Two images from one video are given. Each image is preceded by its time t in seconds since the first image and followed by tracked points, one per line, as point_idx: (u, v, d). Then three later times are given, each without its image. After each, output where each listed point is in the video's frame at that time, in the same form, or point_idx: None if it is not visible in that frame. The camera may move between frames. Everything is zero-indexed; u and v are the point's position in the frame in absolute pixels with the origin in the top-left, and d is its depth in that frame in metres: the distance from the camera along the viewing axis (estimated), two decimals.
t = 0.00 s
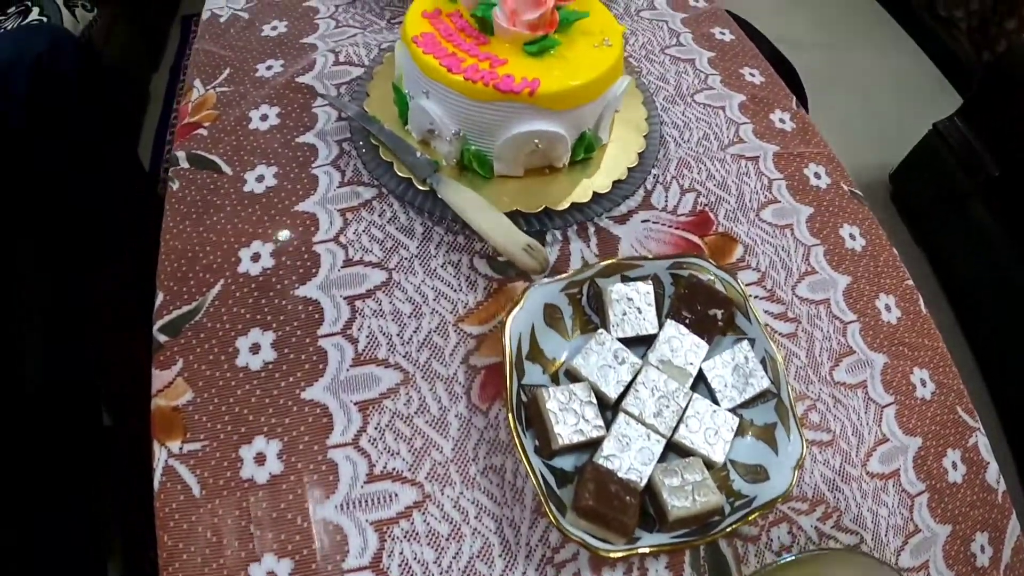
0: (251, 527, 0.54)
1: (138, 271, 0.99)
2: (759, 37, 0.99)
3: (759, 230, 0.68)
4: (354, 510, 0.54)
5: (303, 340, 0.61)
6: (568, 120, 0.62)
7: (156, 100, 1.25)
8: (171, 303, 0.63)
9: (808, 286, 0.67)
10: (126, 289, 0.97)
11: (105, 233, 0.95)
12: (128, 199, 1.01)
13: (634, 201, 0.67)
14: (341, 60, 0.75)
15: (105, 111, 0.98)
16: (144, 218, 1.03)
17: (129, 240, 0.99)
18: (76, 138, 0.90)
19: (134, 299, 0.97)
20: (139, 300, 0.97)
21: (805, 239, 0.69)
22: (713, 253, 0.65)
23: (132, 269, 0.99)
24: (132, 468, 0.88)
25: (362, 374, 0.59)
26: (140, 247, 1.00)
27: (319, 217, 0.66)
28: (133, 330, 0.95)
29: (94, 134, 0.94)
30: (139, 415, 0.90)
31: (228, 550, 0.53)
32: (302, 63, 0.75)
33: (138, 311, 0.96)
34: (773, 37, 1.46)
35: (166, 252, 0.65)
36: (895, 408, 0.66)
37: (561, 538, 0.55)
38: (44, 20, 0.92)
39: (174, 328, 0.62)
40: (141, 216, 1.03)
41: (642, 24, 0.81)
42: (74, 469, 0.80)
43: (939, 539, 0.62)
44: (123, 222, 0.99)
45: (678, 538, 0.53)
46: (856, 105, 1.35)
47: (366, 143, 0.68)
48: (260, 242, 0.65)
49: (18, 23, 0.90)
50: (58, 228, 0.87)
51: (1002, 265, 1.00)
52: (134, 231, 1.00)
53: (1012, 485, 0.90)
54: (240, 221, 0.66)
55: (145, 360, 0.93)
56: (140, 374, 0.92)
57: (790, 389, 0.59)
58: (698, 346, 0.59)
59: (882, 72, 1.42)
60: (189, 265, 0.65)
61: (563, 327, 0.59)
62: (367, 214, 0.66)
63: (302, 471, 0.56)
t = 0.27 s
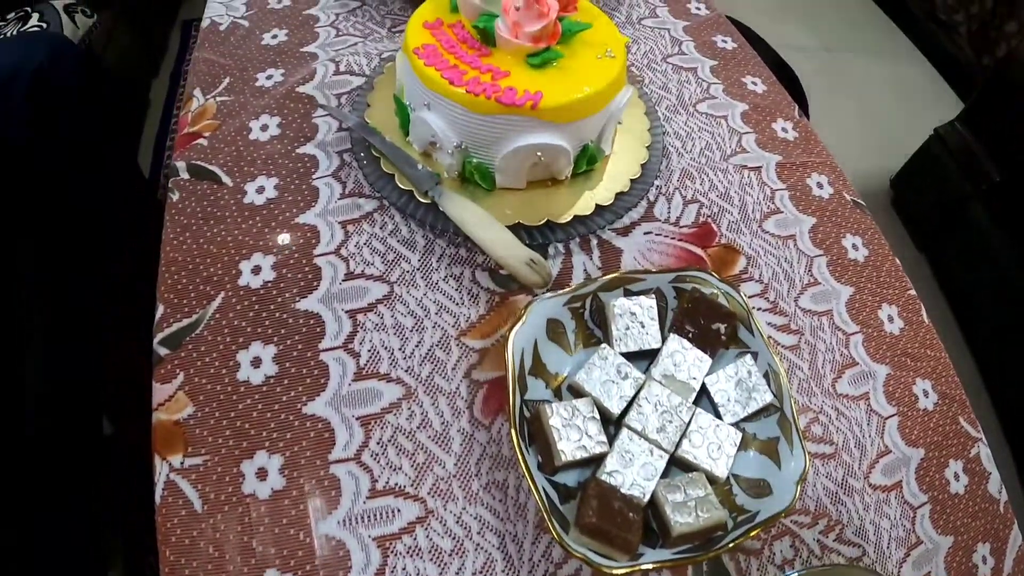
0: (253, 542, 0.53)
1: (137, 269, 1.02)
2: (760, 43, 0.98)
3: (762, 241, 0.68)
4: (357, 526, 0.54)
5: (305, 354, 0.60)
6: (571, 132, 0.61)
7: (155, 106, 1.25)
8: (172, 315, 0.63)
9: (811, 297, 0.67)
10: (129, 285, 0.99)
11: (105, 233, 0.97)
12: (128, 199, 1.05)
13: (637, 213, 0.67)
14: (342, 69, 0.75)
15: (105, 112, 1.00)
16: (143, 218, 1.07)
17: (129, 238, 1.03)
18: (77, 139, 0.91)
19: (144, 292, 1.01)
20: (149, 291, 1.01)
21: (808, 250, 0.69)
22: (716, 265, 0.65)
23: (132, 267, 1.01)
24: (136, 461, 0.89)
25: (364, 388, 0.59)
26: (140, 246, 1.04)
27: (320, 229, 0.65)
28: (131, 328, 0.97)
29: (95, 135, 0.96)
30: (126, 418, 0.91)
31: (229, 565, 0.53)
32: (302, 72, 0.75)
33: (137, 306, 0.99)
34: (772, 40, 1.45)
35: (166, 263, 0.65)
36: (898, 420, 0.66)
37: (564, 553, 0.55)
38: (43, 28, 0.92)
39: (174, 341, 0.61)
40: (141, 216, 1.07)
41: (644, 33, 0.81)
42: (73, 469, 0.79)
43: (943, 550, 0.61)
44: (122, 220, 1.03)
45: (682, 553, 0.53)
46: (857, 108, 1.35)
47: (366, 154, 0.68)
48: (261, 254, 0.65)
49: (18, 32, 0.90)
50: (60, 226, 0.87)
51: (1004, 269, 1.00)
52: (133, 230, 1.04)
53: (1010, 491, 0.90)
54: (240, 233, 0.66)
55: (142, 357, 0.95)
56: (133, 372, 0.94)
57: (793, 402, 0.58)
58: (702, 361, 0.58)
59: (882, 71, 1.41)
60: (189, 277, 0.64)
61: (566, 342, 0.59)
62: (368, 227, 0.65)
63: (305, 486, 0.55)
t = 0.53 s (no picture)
0: (256, 557, 0.53)
1: (137, 269, 1.03)
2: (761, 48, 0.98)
3: (765, 252, 0.68)
4: (360, 540, 0.54)
5: (307, 368, 0.60)
6: (574, 144, 0.61)
7: (156, 111, 1.25)
8: (172, 327, 0.62)
9: (814, 308, 0.67)
10: (129, 286, 1.00)
11: (105, 233, 0.96)
12: (127, 199, 1.04)
13: (640, 224, 0.67)
14: (342, 78, 0.74)
15: (105, 112, 0.99)
16: (143, 218, 1.07)
17: (129, 238, 1.02)
18: (77, 139, 0.90)
19: (144, 292, 1.02)
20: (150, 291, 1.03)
21: (811, 260, 0.69)
22: (719, 276, 0.65)
23: (131, 267, 1.02)
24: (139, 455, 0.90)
25: (366, 403, 0.59)
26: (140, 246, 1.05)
27: (322, 241, 0.65)
28: (130, 329, 0.98)
29: (94, 135, 0.95)
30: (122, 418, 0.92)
31: None
32: (303, 81, 0.74)
33: (137, 306, 1.00)
34: (773, 44, 1.45)
35: (166, 275, 0.64)
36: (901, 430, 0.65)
37: (567, 569, 0.55)
38: (43, 33, 0.91)
39: (175, 353, 0.61)
40: (140, 216, 1.07)
41: (646, 40, 0.80)
42: (72, 470, 0.79)
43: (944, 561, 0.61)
44: (122, 220, 1.02)
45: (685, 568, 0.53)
46: (856, 112, 1.35)
47: (368, 165, 0.67)
48: (262, 266, 0.64)
49: (18, 36, 0.89)
50: (59, 226, 0.86)
51: (1001, 273, 1.00)
52: (133, 230, 1.04)
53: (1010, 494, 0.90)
54: (242, 244, 0.66)
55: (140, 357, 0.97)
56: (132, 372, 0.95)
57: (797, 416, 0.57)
58: (705, 375, 0.59)
59: (880, 76, 1.42)
60: (190, 289, 0.64)
61: (570, 356, 0.59)
62: (370, 238, 0.65)
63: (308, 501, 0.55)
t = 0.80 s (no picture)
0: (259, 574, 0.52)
1: (136, 269, 1.02)
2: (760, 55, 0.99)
3: (769, 263, 0.68)
4: (365, 556, 0.53)
5: (310, 383, 0.59)
6: (578, 156, 0.61)
7: (155, 116, 1.27)
8: (174, 340, 0.61)
9: (818, 320, 0.67)
10: (128, 285, 0.99)
11: (105, 233, 0.95)
12: (128, 199, 1.03)
13: (644, 235, 0.67)
14: (343, 87, 0.74)
15: (105, 113, 0.99)
16: (142, 217, 1.07)
17: (128, 239, 1.01)
18: (77, 139, 0.90)
19: (143, 293, 1.03)
20: (149, 291, 1.04)
21: (815, 270, 0.69)
22: (723, 287, 0.65)
23: (131, 267, 1.01)
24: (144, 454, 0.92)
25: (370, 417, 0.58)
26: (139, 246, 1.04)
27: (324, 254, 0.65)
28: (131, 328, 0.98)
29: (95, 135, 0.95)
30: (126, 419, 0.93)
31: None
32: (304, 90, 0.74)
33: (137, 306, 1.01)
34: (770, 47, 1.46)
35: (167, 286, 0.64)
36: (904, 442, 0.65)
37: None
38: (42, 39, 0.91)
39: (177, 367, 0.60)
40: (140, 215, 1.06)
41: (649, 47, 0.80)
42: (74, 468, 0.78)
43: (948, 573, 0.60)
44: (122, 219, 1.01)
45: None
46: (854, 114, 1.35)
47: (370, 177, 0.67)
48: (264, 278, 0.64)
49: (17, 43, 0.89)
50: (59, 226, 0.85)
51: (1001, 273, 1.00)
52: (133, 230, 1.03)
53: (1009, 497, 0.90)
54: (243, 255, 0.65)
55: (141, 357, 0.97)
56: (134, 370, 0.96)
57: (801, 429, 0.57)
58: (710, 390, 0.59)
59: (877, 77, 1.42)
60: (191, 302, 0.63)
61: (574, 371, 0.59)
62: (373, 251, 0.65)
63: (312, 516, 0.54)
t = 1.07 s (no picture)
0: None
1: (137, 269, 1.03)
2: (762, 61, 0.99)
3: (773, 274, 0.68)
4: (370, 571, 0.53)
5: (314, 397, 0.59)
6: (583, 169, 0.60)
7: (155, 121, 1.27)
8: (176, 353, 0.61)
9: (822, 330, 0.67)
10: (129, 286, 1.00)
11: (105, 233, 0.96)
12: (128, 199, 1.04)
13: (648, 247, 0.67)
14: (346, 95, 0.74)
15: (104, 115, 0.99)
16: (142, 219, 1.08)
17: (128, 238, 1.02)
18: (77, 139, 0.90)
19: (143, 293, 1.02)
20: (148, 291, 1.03)
21: (819, 281, 0.69)
22: (728, 299, 0.65)
23: (131, 267, 1.02)
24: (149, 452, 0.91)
25: (375, 431, 0.58)
26: (139, 246, 1.05)
27: (328, 266, 0.65)
28: (131, 328, 0.98)
29: (95, 135, 0.95)
30: (127, 420, 0.92)
31: None
32: (306, 99, 0.74)
33: (137, 306, 1.00)
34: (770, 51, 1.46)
35: (169, 298, 0.63)
36: (907, 452, 0.64)
37: None
38: (43, 44, 0.92)
39: (180, 380, 0.59)
40: (140, 216, 1.07)
41: (652, 55, 0.81)
42: (75, 468, 0.78)
43: None
44: (122, 219, 1.02)
45: None
46: (853, 118, 1.35)
47: (374, 189, 0.67)
48: (267, 290, 0.64)
49: (18, 47, 0.90)
50: (59, 227, 0.85)
51: (1001, 274, 1.01)
52: (133, 230, 1.04)
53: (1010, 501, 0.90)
54: (246, 267, 0.65)
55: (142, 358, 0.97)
56: (133, 371, 0.95)
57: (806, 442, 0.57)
58: (715, 403, 0.59)
59: (877, 78, 1.41)
60: (193, 314, 0.63)
61: (580, 385, 0.59)
62: (377, 263, 0.65)
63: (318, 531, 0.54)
